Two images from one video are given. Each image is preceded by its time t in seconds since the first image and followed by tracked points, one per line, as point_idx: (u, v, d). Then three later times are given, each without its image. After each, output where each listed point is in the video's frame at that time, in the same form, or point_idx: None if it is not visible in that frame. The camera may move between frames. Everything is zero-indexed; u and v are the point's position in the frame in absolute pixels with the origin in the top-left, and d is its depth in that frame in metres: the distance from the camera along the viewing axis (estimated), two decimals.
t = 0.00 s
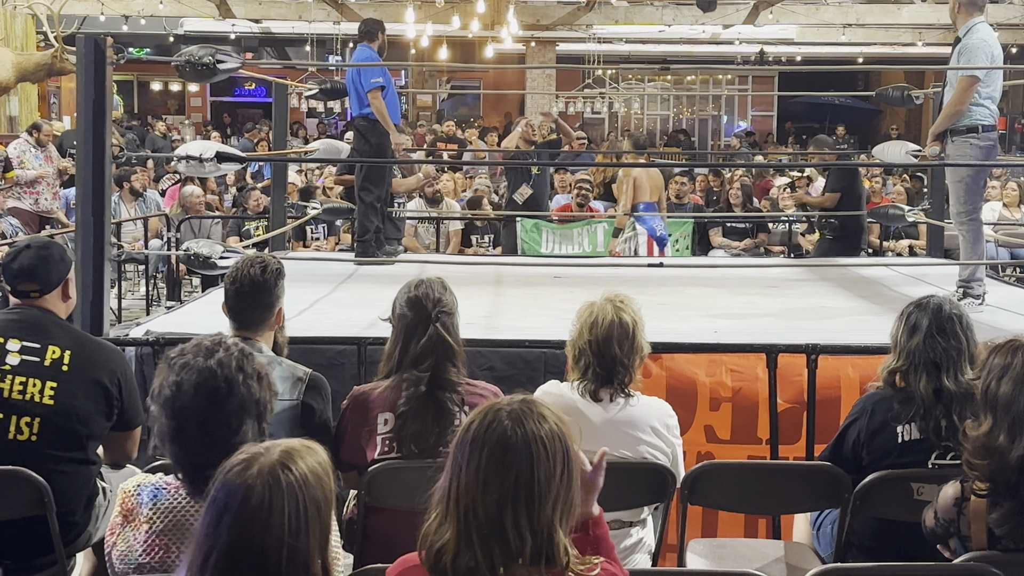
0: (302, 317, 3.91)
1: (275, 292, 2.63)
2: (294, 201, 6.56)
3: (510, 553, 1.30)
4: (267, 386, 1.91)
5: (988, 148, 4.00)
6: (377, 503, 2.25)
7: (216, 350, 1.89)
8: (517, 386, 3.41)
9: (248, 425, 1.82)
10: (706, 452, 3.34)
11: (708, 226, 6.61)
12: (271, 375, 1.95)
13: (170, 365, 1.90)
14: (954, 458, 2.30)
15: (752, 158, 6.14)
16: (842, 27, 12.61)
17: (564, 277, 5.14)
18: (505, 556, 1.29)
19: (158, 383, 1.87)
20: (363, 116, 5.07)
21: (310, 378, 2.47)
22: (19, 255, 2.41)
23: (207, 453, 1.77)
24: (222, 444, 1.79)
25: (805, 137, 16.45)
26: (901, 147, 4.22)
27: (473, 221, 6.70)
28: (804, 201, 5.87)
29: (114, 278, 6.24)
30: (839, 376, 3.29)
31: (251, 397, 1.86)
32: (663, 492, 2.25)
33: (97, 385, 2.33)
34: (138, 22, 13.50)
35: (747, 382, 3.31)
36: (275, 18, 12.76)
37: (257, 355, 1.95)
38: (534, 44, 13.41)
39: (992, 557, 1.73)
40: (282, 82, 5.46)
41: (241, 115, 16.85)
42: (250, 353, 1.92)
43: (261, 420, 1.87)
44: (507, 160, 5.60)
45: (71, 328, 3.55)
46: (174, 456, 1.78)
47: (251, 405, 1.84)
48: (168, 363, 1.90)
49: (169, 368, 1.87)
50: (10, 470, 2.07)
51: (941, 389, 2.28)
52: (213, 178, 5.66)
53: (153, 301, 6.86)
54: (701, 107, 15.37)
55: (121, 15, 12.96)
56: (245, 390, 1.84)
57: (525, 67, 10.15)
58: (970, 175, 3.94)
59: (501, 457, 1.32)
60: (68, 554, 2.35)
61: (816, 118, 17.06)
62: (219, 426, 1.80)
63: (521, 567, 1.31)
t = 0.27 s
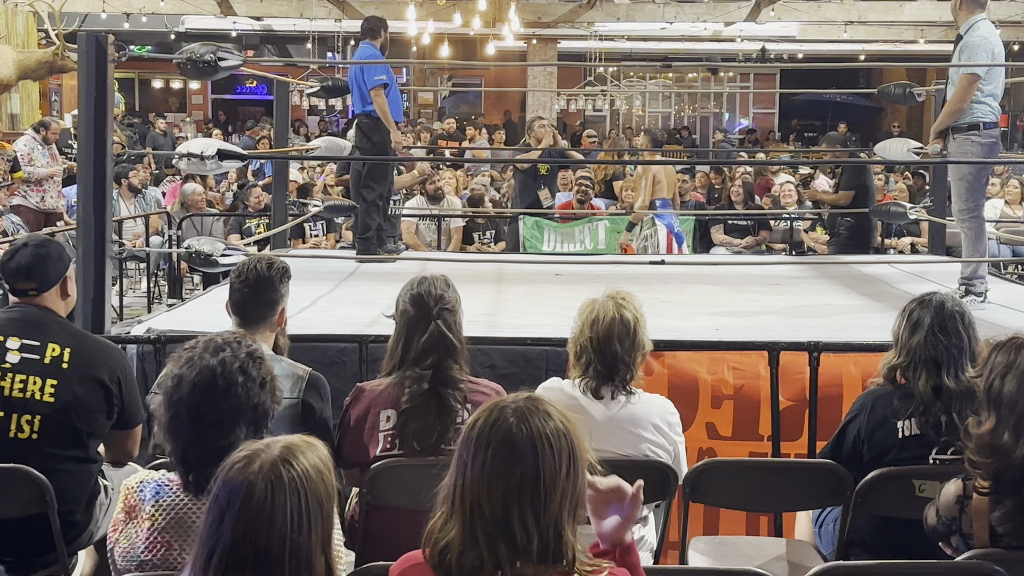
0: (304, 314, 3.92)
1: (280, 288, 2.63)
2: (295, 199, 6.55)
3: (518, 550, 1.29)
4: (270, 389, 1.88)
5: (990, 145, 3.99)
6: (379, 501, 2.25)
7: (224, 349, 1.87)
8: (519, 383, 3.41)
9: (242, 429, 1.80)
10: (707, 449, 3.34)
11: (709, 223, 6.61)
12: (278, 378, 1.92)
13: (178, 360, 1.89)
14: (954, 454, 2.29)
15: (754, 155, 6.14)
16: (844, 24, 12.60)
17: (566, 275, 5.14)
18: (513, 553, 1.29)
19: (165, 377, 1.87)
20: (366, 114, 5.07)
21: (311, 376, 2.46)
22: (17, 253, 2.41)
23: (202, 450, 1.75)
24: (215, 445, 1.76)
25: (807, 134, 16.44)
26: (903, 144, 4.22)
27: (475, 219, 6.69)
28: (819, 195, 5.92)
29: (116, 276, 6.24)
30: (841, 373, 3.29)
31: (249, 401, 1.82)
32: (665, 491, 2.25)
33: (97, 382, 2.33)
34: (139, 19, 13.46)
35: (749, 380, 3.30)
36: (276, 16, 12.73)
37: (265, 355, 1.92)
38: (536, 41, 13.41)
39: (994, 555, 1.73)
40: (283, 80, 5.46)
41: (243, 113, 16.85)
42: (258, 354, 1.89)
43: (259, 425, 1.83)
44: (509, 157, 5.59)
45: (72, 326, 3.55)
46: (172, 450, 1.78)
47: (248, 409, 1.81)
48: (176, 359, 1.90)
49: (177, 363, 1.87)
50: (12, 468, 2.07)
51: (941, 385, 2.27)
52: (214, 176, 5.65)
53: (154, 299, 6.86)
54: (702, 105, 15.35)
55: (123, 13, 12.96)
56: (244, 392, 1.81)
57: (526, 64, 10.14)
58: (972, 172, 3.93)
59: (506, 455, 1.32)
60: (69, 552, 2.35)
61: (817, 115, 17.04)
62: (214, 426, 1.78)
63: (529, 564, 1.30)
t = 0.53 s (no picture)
0: (304, 312, 3.92)
1: (279, 285, 2.63)
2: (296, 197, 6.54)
3: (515, 550, 1.30)
4: (273, 386, 1.88)
5: (991, 142, 3.99)
6: (379, 498, 2.26)
7: (229, 343, 1.87)
8: (520, 381, 3.40)
9: (243, 425, 1.79)
10: (708, 446, 3.34)
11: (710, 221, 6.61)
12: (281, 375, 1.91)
13: (183, 354, 1.89)
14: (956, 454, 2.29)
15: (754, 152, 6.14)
16: (845, 21, 12.61)
17: (567, 272, 5.13)
18: (511, 552, 1.30)
19: (169, 370, 1.87)
20: (368, 112, 5.07)
21: (312, 372, 2.46)
22: (14, 251, 2.42)
23: (204, 443, 1.76)
24: (215, 440, 1.76)
25: (808, 132, 16.43)
26: (904, 141, 4.22)
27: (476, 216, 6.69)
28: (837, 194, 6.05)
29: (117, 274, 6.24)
30: (842, 370, 3.29)
31: (251, 397, 1.81)
32: (666, 488, 2.25)
33: (96, 380, 2.33)
34: (140, 17, 13.44)
35: (750, 377, 3.30)
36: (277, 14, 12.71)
37: (269, 351, 1.92)
38: (536, 39, 13.41)
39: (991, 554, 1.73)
40: (284, 78, 5.45)
41: (243, 110, 16.82)
42: (262, 350, 1.89)
43: (260, 423, 1.82)
44: (511, 155, 5.58)
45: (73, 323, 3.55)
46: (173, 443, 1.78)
47: (248, 406, 1.80)
48: (181, 353, 1.90)
49: (182, 357, 1.87)
50: (14, 466, 2.07)
51: (945, 386, 2.28)
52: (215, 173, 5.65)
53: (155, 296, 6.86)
54: (703, 102, 15.34)
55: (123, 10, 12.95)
56: (246, 388, 1.81)
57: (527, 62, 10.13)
58: (973, 170, 3.93)
59: (499, 454, 1.31)
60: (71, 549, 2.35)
61: (818, 112, 17.04)
62: (214, 421, 1.78)
63: (529, 562, 1.31)
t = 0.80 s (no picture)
0: (305, 309, 3.92)
1: (268, 282, 2.63)
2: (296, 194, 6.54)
3: (534, 555, 1.30)
4: (276, 383, 1.88)
5: (991, 139, 3.99)
6: (380, 497, 2.26)
7: (231, 340, 1.87)
8: (520, 379, 3.41)
9: (247, 421, 1.79)
10: (708, 442, 3.35)
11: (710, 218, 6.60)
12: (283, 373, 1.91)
13: (185, 351, 1.89)
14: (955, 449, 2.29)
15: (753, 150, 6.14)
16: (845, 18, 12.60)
17: (567, 270, 5.14)
18: (530, 558, 1.30)
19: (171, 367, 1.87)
20: (368, 109, 5.07)
21: (308, 366, 2.47)
22: (8, 249, 2.42)
23: (208, 440, 1.76)
24: (218, 437, 1.76)
25: (808, 129, 16.42)
26: (904, 138, 4.21)
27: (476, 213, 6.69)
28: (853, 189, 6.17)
29: (117, 272, 6.25)
30: (842, 366, 3.29)
31: (255, 394, 1.82)
32: (666, 486, 2.25)
33: (94, 377, 2.33)
34: (139, 15, 13.44)
35: (750, 374, 3.29)
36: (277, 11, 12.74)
37: (270, 348, 1.92)
38: (536, 36, 13.41)
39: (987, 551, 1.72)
40: (283, 76, 5.45)
41: (243, 108, 16.81)
42: (264, 347, 1.89)
43: (262, 419, 1.82)
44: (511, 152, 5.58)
45: (74, 321, 3.56)
46: (176, 441, 1.78)
47: (252, 402, 1.80)
48: (183, 350, 1.90)
49: (185, 354, 1.87)
50: (14, 465, 2.07)
51: (942, 380, 2.27)
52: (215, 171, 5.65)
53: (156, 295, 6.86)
54: (703, 99, 15.33)
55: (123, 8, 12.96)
56: (249, 385, 1.81)
57: (526, 59, 10.13)
58: (973, 166, 3.93)
59: (516, 458, 1.32)
60: (71, 547, 2.36)
61: (818, 109, 17.03)
62: (218, 418, 1.78)
63: (550, 567, 1.31)
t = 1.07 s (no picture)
0: (302, 307, 3.91)
1: (254, 277, 2.63)
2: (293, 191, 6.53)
3: (553, 546, 1.30)
4: (272, 380, 1.88)
5: (988, 135, 3.99)
6: (378, 494, 2.26)
7: (226, 338, 1.87)
8: (517, 375, 3.41)
9: (244, 418, 1.80)
10: (705, 438, 3.35)
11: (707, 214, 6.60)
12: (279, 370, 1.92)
13: (180, 349, 1.89)
14: (951, 444, 2.29)
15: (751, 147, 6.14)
16: (842, 14, 12.60)
17: (564, 266, 5.14)
18: (549, 549, 1.30)
19: (166, 364, 1.87)
20: (366, 106, 5.06)
21: (300, 363, 2.49)
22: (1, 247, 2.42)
23: (205, 438, 1.76)
24: (215, 434, 1.77)
25: (805, 125, 16.43)
26: (901, 134, 4.21)
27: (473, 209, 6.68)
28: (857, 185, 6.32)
29: (114, 269, 6.24)
30: (839, 362, 3.30)
31: (251, 391, 1.82)
32: (662, 482, 2.26)
33: (90, 375, 2.33)
34: (135, 12, 13.40)
35: (747, 370, 3.31)
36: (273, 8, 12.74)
37: (265, 345, 1.92)
38: (533, 33, 13.40)
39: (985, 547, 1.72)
40: (280, 72, 5.45)
41: (240, 105, 16.79)
42: (259, 345, 1.89)
43: (259, 416, 1.83)
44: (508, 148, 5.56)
45: (71, 319, 3.55)
46: (173, 439, 1.78)
47: (249, 399, 1.81)
48: (179, 348, 1.90)
49: (180, 352, 1.87)
50: (11, 463, 2.07)
51: (939, 378, 2.28)
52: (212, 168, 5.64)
53: (153, 292, 6.86)
54: (700, 96, 15.33)
55: (119, 6, 12.94)
56: (245, 382, 1.81)
57: (523, 56, 10.12)
58: (969, 162, 3.93)
59: (535, 449, 1.32)
60: (69, 545, 2.36)
61: (815, 105, 17.03)
62: (214, 415, 1.78)
63: (566, 559, 1.31)
